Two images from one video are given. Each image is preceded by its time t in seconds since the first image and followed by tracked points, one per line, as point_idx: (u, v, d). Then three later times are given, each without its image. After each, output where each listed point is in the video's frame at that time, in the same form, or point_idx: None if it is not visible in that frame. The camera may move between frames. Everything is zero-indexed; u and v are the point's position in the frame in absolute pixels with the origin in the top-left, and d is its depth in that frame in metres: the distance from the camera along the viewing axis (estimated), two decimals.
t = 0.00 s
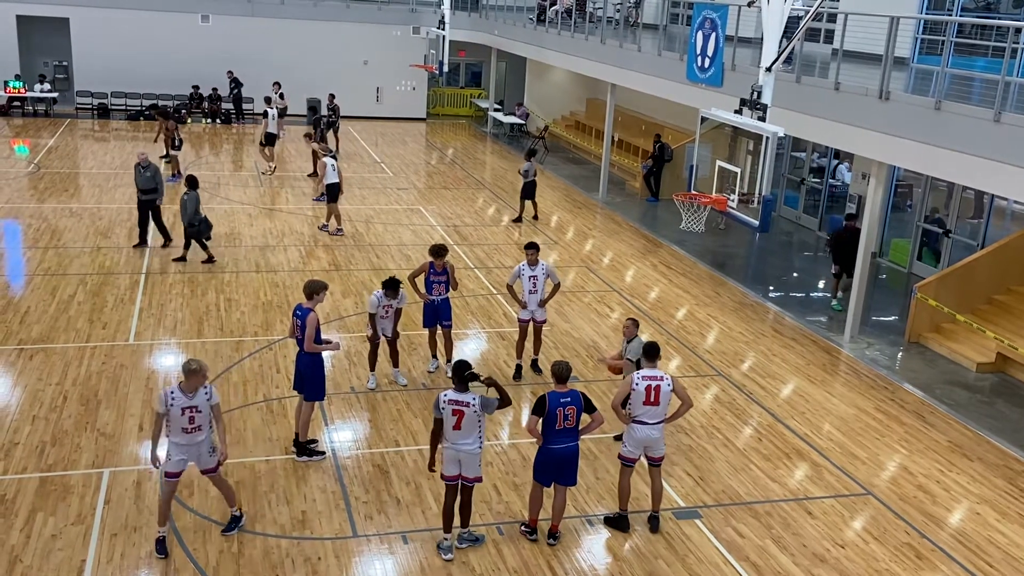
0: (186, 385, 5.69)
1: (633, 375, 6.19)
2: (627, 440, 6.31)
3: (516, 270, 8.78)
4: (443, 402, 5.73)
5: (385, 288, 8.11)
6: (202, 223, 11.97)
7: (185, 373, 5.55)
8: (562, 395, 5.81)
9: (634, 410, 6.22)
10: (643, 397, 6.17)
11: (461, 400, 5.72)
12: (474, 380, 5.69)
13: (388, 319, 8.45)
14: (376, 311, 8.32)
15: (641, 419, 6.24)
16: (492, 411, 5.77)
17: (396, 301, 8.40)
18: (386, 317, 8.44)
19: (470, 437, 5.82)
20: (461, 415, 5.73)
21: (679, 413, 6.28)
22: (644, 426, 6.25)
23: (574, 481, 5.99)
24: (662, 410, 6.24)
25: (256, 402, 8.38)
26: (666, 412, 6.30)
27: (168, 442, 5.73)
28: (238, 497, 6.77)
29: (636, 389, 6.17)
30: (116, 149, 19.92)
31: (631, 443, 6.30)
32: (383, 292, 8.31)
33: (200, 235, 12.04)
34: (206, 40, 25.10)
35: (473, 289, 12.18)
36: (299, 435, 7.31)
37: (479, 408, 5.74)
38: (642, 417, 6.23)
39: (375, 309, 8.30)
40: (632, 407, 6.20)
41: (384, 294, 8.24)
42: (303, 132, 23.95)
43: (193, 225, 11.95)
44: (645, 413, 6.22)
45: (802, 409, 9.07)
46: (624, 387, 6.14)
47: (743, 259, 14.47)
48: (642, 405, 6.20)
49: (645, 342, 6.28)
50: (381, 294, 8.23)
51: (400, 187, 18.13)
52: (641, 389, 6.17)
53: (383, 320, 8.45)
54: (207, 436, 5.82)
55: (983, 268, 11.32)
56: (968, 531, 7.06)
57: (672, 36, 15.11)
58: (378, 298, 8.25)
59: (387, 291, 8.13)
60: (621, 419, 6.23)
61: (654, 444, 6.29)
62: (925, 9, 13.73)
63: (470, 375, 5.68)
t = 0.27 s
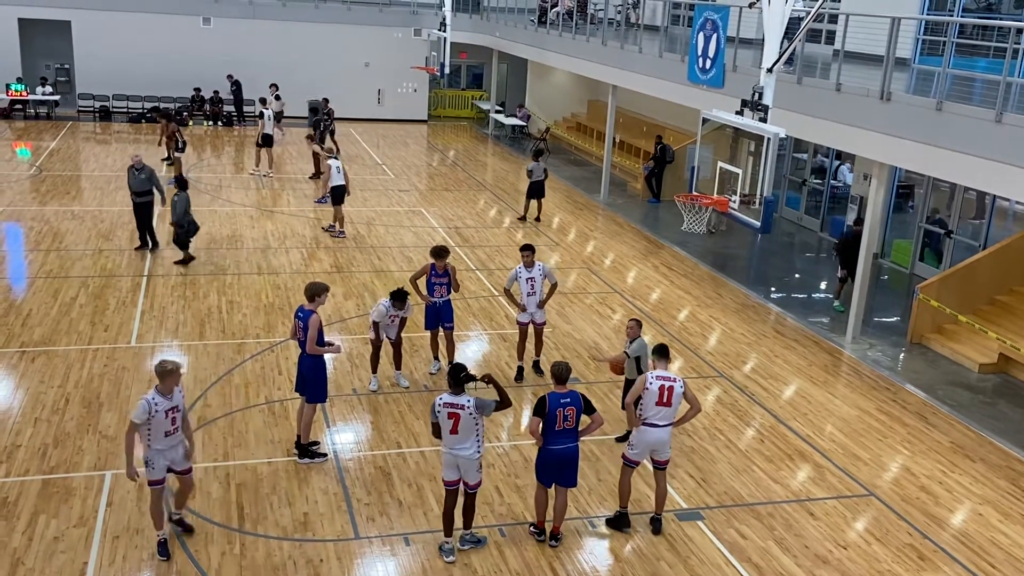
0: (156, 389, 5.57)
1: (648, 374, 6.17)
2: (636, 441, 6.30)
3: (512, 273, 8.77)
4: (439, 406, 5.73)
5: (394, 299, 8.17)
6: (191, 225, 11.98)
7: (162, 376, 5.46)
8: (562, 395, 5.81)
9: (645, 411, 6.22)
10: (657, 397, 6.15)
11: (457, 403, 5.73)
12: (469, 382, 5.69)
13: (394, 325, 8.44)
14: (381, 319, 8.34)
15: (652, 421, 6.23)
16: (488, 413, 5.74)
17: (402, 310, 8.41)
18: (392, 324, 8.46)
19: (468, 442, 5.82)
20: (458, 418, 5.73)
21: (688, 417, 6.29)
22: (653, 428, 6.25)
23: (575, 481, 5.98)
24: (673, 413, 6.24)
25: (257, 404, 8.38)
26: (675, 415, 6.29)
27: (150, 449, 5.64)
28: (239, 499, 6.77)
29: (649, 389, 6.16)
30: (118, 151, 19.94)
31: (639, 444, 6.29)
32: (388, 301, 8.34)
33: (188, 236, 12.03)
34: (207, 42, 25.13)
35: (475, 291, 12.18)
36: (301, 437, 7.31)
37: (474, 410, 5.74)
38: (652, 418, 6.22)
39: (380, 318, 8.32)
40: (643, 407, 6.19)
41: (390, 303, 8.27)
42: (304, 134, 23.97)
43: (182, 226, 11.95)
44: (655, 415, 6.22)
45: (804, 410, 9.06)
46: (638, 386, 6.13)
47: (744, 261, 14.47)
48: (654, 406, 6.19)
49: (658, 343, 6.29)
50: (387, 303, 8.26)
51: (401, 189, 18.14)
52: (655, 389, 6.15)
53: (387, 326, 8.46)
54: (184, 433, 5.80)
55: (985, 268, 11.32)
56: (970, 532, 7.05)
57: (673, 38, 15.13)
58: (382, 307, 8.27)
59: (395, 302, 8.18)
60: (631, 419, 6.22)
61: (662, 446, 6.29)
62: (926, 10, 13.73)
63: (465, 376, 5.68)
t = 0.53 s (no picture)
0: (135, 393, 5.58)
1: (650, 376, 6.17)
2: (638, 445, 6.27)
3: (511, 277, 8.79)
4: (443, 408, 5.74)
5: (397, 303, 8.16)
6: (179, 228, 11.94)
7: (139, 379, 5.46)
8: (558, 395, 5.82)
9: (648, 413, 6.20)
10: (659, 399, 6.15)
11: (460, 405, 5.73)
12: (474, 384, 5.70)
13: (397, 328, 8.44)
14: (383, 323, 8.33)
15: (654, 423, 6.23)
16: (492, 412, 5.74)
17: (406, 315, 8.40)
18: (395, 327, 8.47)
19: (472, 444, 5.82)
20: (462, 421, 5.73)
21: (688, 417, 6.31)
22: (656, 430, 6.24)
23: (572, 482, 5.98)
24: (674, 413, 6.25)
25: (259, 406, 8.39)
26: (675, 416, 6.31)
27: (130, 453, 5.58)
28: (241, 502, 6.77)
29: (652, 391, 6.15)
30: (119, 154, 19.96)
31: (642, 447, 6.26)
32: (391, 305, 8.34)
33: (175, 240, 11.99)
34: (209, 45, 25.16)
35: (477, 292, 12.19)
36: (303, 439, 7.31)
37: (479, 412, 5.74)
38: (655, 420, 6.22)
39: (384, 322, 8.32)
40: (647, 409, 6.18)
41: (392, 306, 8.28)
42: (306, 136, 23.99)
43: (171, 230, 11.91)
44: (657, 416, 6.22)
45: (806, 411, 9.06)
46: (642, 389, 6.12)
47: (746, 262, 14.47)
48: (657, 408, 6.18)
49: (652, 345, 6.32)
50: (389, 306, 8.27)
51: (402, 191, 18.15)
52: (658, 390, 6.15)
53: (391, 330, 8.47)
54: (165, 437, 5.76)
55: (987, 269, 11.31)
56: (972, 532, 7.04)
57: (674, 39, 15.14)
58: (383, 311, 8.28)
59: (397, 305, 8.18)
60: (634, 422, 6.19)
61: (664, 448, 6.29)
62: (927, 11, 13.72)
63: (469, 379, 5.68)
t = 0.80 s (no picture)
0: (116, 395, 5.55)
1: (640, 382, 6.15)
2: (634, 448, 6.27)
3: (511, 277, 8.79)
4: (455, 410, 5.73)
5: (399, 304, 8.16)
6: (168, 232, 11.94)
7: (121, 381, 5.44)
8: (554, 395, 5.83)
9: (641, 417, 6.20)
10: (651, 403, 6.15)
11: (471, 408, 5.72)
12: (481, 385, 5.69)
13: (399, 330, 8.44)
14: (384, 325, 8.34)
15: (648, 426, 6.23)
16: (500, 409, 5.78)
17: (409, 317, 8.40)
18: (396, 328, 8.47)
19: (480, 445, 5.84)
20: (472, 422, 5.72)
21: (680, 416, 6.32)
22: (650, 433, 6.24)
23: (571, 481, 5.99)
24: (666, 414, 6.26)
25: (261, 408, 8.39)
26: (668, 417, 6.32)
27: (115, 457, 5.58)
28: (244, 503, 6.78)
29: (643, 396, 6.15)
30: (121, 157, 19.98)
31: (638, 450, 6.26)
32: (393, 306, 8.32)
33: (163, 243, 11.99)
34: (210, 48, 25.18)
35: (478, 294, 12.19)
36: (304, 441, 7.31)
37: (489, 412, 5.76)
38: (648, 423, 6.21)
39: (386, 323, 8.32)
40: (640, 414, 6.17)
41: (393, 307, 8.27)
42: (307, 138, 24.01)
43: (159, 232, 11.91)
44: (650, 420, 6.21)
45: (808, 412, 9.05)
46: (634, 395, 6.10)
47: (748, 262, 14.46)
48: (650, 412, 6.18)
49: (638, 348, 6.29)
50: (391, 308, 8.26)
51: (403, 193, 18.16)
52: (649, 395, 6.15)
53: (392, 330, 8.47)
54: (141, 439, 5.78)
55: (988, 269, 11.31)
56: (975, 533, 7.04)
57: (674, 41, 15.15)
58: (383, 313, 8.26)
59: (399, 307, 8.18)
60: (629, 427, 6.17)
61: (659, 450, 6.29)
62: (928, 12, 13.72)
63: (477, 381, 5.66)
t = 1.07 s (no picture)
0: (102, 402, 5.54)
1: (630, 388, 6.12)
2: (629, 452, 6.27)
3: (512, 280, 8.78)
4: (463, 414, 5.70)
5: (399, 307, 8.15)
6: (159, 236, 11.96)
7: (107, 386, 5.43)
8: (551, 397, 5.83)
9: (634, 422, 6.19)
10: (642, 408, 6.14)
11: (479, 411, 5.72)
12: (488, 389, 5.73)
13: (399, 332, 8.45)
14: (385, 327, 8.34)
15: (641, 430, 6.23)
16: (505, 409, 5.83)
17: (408, 320, 8.40)
18: (396, 331, 8.47)
19: (484, 447, 5.83)
20: (481, 425, 5.72)
21: (672, 417, 6.31)
22: (644, 436, 6.24)
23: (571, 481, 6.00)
24: (658, 417, 6.25)
25: (262, 411, 8.39)
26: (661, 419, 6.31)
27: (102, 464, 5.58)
28: (245, 507, 6.77)
29: (634, 402, 6.13)
30: (122, 160, 20.00)
31: (633, 454, 6.27)
32: (393, 308, 8.32)
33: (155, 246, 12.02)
34: (211, 52, 25.21)
35: (479, 297, 12.18)
36: (306, 444, 7.31)
37: (496, 414, 5.78)
38: (641, 427, 6.21)
39: (386, 326, 8.33)
40: (632, 419, 6.16)
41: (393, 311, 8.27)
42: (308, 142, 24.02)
43: (151, 236, 11.93)
44: (643, 424, 6.21)
45: (809, 414, 9.05)
46: (625, 402, 6.08)
47: (748, 265, 14.46)
48: (641, 416, 6.17)
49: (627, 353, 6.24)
50: (392, 311, 8.26)
51: (404, 196, 18.16)
52: (639, 400, 6.14)
53: (392, 334, 8.47)
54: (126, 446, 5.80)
55: (989, 270, 11.30)
56: (977, 535, 7.03)
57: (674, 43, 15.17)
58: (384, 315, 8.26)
59: (400, 310, 8.18)
60: (622, 432, 6.17)
61: (654, 452, 6.29)
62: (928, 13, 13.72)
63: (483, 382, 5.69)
